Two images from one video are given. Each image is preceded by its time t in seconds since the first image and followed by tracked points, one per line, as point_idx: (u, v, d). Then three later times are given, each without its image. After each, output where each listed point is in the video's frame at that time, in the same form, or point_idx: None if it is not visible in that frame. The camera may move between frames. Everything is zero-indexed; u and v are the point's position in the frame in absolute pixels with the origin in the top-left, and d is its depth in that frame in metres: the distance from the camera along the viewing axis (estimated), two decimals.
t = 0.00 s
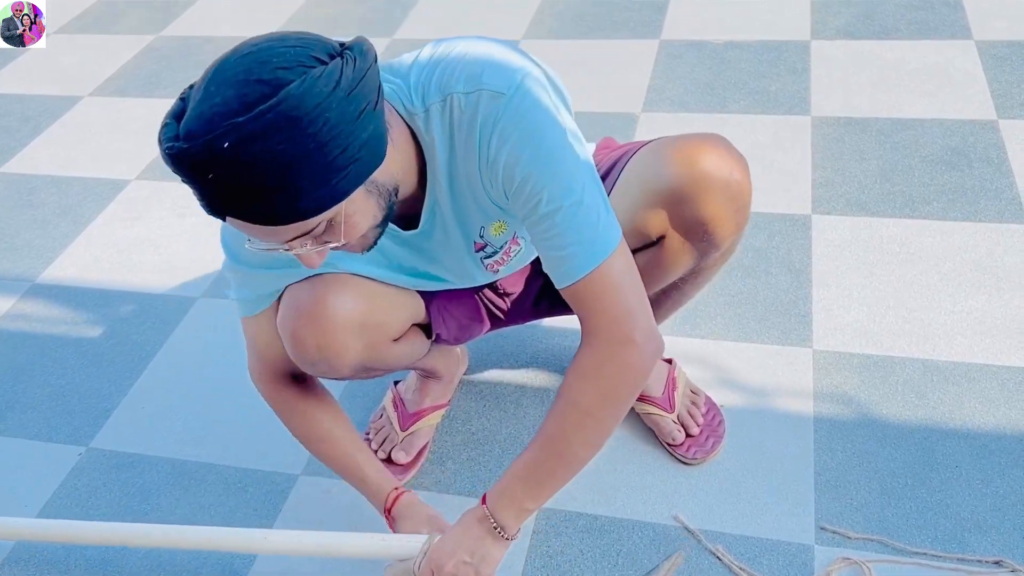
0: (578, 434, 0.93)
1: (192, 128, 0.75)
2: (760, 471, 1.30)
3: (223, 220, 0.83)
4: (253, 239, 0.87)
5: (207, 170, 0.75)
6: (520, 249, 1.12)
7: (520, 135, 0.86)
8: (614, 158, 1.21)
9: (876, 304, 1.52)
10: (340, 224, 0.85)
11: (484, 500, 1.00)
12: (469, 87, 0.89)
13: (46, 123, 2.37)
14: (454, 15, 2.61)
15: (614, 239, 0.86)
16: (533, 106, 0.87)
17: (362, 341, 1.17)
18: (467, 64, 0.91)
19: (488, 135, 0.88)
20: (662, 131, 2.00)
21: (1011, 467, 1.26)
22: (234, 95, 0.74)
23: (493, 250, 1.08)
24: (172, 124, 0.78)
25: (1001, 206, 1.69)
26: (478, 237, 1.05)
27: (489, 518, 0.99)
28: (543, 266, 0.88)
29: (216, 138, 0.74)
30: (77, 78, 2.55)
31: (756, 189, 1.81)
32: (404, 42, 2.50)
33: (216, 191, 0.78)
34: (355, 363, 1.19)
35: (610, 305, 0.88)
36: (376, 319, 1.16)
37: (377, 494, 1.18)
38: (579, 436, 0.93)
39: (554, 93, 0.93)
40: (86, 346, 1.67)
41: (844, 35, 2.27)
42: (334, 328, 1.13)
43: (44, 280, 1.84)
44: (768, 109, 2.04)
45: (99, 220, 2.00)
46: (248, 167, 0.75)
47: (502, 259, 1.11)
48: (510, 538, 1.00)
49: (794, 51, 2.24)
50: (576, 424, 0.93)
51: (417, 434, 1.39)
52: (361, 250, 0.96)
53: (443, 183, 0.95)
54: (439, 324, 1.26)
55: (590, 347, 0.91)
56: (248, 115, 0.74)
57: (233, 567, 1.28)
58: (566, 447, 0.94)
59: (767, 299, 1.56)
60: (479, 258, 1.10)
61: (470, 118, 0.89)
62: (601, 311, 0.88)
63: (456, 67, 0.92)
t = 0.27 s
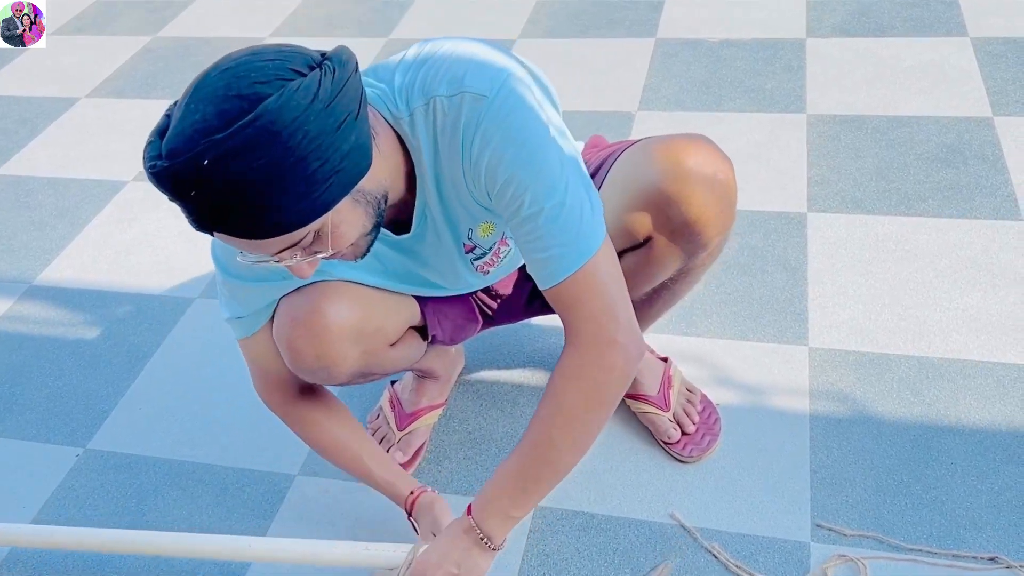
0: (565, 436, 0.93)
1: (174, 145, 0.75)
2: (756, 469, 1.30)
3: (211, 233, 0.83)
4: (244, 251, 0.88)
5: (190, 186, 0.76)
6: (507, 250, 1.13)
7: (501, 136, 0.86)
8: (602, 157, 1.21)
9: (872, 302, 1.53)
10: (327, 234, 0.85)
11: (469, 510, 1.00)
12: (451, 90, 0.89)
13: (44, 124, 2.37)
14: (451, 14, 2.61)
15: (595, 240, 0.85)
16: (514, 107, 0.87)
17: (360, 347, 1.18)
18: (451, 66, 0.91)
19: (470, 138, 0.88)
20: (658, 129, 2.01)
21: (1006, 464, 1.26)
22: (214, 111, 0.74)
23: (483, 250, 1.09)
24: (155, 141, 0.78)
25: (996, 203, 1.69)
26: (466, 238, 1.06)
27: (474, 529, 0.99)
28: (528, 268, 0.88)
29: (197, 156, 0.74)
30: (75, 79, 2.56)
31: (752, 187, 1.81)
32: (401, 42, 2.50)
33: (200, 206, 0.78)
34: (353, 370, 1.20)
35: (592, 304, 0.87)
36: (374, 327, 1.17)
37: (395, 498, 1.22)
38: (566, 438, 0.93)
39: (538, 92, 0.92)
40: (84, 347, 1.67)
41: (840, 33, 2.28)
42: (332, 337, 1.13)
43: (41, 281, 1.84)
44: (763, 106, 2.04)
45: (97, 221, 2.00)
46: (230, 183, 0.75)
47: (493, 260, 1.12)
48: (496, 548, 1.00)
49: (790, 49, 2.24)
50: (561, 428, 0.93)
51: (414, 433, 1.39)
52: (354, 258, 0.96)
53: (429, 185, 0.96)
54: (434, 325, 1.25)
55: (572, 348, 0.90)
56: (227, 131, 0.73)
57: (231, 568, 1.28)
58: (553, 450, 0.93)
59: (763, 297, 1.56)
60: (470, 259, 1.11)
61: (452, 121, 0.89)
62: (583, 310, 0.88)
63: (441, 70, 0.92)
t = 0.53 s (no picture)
0: (547, 458, 0.92)
1: (174, 151, 0.74)
2: (752, 467, 1.30)
3: (207, 238, 0.82)
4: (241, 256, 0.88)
5: (191, 191, 0.75)
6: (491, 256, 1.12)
7: (487, 147, 0.85)
8: (594, 158, 1.21)
9: (868, 298, 1.52)
10: (325, 238, 0.85)
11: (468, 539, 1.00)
12: (441, 98, 0.88)
13: (41, 123, 2.37)
14: (447, 12, 2.61)
15: (574, 260, 0.85)
16: (503, 118, 0.86)
17: (346, 349, 1.18)
18: (442, 72, 0.90)
19: (457, 147, 0.87)
20: (655, 126, 2.00)
21: (1002, 460, 1.26)
22: (213, 116, 0.73)
23: (468, 255, 1.09)
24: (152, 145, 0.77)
25: (993, 199, 1.68)
26: (451, 243, 1.06)
27: (472, 556, 0.99)
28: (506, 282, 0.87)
29: (200, 163, 0.73)
30: (71, 79, 2.55)
31: (748, 184, 1.81)
32: (397, 40, 2.49)
33: (200, 211, 0.77)
34: (340, 373, 1.20)
35: (566, 329, 0.87)
36: (357, 328, 1.17)
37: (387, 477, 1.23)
38: (548, 460, 0.93)
39: (530, 103, 0.91)
40: (80, 347, 1.67)
41: (837, 29, 2.27)
42: (317, 339, 1.14)
43: (38, 281, 1.84)
44: (760, 103, 2.04)
45: (93, 221, 2.00)
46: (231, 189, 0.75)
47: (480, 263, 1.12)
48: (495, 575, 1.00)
49: (787, 45, 2.24)
50: (540, 454, 0.92)
51: (410, 432, 1.40)
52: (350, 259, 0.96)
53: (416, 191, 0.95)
54: (423, 326, 1.25)
55: (544, 373, 0.90)
56: (229, 137, 0.73)
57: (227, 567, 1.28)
58: (536, 473, 0.93)
59: (759, 294, 1.56)
60: (455, 263, 1.11)
61: (440, 129, 0.88)
62: (556, 335, 0.87)
63: (433, 75, 0.91)
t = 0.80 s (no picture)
0: (555, 458, 0.92)
1: (198, 146, 0.73)
2: (758, 466, 1.30)
3: (230, 237, 0.81)
4: (260, 256, 0.87)
5: (215, 187, 0.74)
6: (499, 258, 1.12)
7: (502, 151, 0.85)
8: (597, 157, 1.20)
9: (874, 296, 1.52)
10: (346, 234, 0.84)
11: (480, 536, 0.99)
12: (456, 99, 0.88)
13: (43, 123, 2.36)
14: (449, 11, 2.61)
15: (585, 263, 0.85)
16: (518, 122, 0.86)
17: (349, 346, 1.18)
18: (457, 75, 0.90)
19: (470, 149, 0.87)
20: (658, 124, 2.00)
21: (1008, 458, 1.26)
22: (238, 110, 0.73)
23: (476, 256, 1.09)
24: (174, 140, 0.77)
25: (998, 197, 1.68)
26: (459, 245, 1.05)
27: (485, 552, 0.98)
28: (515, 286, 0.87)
29: (227, 156, 0.72)
30: (74, 79, 2.55)
31: (753, 183, 1.80)
32: (400, 39, 2.49)
33: (225, 207, 0.76)
34: (343, 370, 1.21)
35: (577, 328, 0.87)
36: (360, 326, 1.17)
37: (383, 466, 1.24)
38: (556, 460, 0.92)
39: (542, 108, 0.91)
40: (84, 346, 1.67)
41: (841, 27, 2.27)
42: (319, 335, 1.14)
43: (41, 281, 1.84)
44: (764, 101, 2.03)
45: (96, 221, 2.00)
46: (257, 184, 0.74)
47: (487, 265, 1.12)
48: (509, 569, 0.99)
49: (791, 43, 2.23)
50: (552, 454, 0.92)
51: (414, 431, 1.40)
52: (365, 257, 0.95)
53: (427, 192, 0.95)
54: (426, 323, 1.25)
55: (553, 374, 0.90)
56: (256, 130, 0.72)
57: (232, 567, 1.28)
58: (544, 472, 0.93)
59: (764, 293, 1.56)
60: (462, 264, 1.10)
61: (454, 130, 0.88)
62: (566, 334, 0.87)
63: (447, 77, 0.90)
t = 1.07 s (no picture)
0: (568, 459, 0.94)
1: (237, 149, 0.70)
2: (766, 462, 1.29)
3: (259, 238, 0.79)
4: (283, 253, 0.85)
5: (253, 191, 0.72)
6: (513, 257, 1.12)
7: (533, 156, 0.84)
8: (608, 151, 1.20)
9: (881, 293, 1.52)
10: (375, 235, 0.83)
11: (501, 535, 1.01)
12: (484, 103, 0.86)
13: (48, 120, 2.37)
14: (454, 7, 2.60)
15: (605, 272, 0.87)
16: (547, 129, 0.85)
17: (356, 338, 1.19)
18: (483, 77, 0.88)
19: (499, 155, 0.85)
20: (664, 121, 2.00)
21: (1017, 455, 1.25)
22: (278, 113, 0.70)
23: (490, 257, 1.08)
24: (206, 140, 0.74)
25: (1006, 192, 1.68)
26: (476, 245, 1.04)
27: (502, 550, 1.00)
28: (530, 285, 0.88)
29: (268, 161, 0.70)
30: (79, 76, 2.55)
31: (759, 179, 1.80)
32: (405, 35, 2.49)
33: (260, 212, 0.74)
34: (351, 360, 1.21)
35: (592, 332, 0.89)
36: (368, 318, 1.17)
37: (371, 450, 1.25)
38: (568, 459, 0.94)
39: (564, 112, 0.91)
40: (91, 343, 1.67)
41: (847, 23, 2.26)
42: (327, 327, 1.15)
43: (48, 277, 1.84)
44: (770, 98, 2.03)
45: (102, 218, 2.00)
46: (296, 189, 0.72)
47: (500, 263, 1.11)
48: (525, 568, 1.01)
49: (797, 39, 2.23)
50: (566, 456, 0.94)
51: (422, 427, 1.39)
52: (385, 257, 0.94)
53: (447, 194, 0.93)
54: (433, 317, 1.25)
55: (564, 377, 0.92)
56: (297, 134, 0.70)
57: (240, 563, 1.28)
58: (557, 472, 0.94)
59: (771, 289, 1.56)
60: (476, 263, 1.09)
61: (482, 135, 0.86)
62: (582, 338, 0.89)
63: (472, 78, 0.88)
